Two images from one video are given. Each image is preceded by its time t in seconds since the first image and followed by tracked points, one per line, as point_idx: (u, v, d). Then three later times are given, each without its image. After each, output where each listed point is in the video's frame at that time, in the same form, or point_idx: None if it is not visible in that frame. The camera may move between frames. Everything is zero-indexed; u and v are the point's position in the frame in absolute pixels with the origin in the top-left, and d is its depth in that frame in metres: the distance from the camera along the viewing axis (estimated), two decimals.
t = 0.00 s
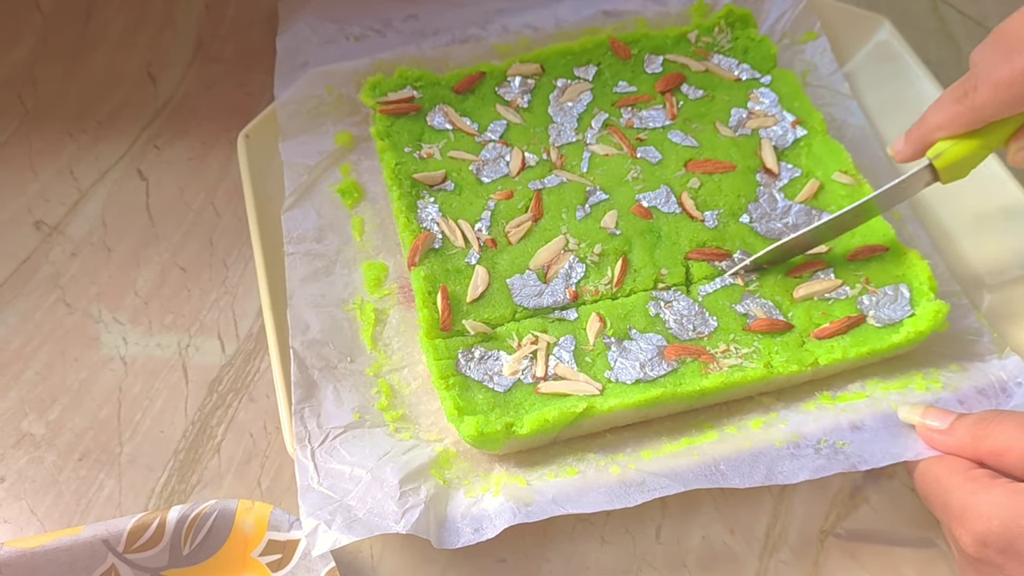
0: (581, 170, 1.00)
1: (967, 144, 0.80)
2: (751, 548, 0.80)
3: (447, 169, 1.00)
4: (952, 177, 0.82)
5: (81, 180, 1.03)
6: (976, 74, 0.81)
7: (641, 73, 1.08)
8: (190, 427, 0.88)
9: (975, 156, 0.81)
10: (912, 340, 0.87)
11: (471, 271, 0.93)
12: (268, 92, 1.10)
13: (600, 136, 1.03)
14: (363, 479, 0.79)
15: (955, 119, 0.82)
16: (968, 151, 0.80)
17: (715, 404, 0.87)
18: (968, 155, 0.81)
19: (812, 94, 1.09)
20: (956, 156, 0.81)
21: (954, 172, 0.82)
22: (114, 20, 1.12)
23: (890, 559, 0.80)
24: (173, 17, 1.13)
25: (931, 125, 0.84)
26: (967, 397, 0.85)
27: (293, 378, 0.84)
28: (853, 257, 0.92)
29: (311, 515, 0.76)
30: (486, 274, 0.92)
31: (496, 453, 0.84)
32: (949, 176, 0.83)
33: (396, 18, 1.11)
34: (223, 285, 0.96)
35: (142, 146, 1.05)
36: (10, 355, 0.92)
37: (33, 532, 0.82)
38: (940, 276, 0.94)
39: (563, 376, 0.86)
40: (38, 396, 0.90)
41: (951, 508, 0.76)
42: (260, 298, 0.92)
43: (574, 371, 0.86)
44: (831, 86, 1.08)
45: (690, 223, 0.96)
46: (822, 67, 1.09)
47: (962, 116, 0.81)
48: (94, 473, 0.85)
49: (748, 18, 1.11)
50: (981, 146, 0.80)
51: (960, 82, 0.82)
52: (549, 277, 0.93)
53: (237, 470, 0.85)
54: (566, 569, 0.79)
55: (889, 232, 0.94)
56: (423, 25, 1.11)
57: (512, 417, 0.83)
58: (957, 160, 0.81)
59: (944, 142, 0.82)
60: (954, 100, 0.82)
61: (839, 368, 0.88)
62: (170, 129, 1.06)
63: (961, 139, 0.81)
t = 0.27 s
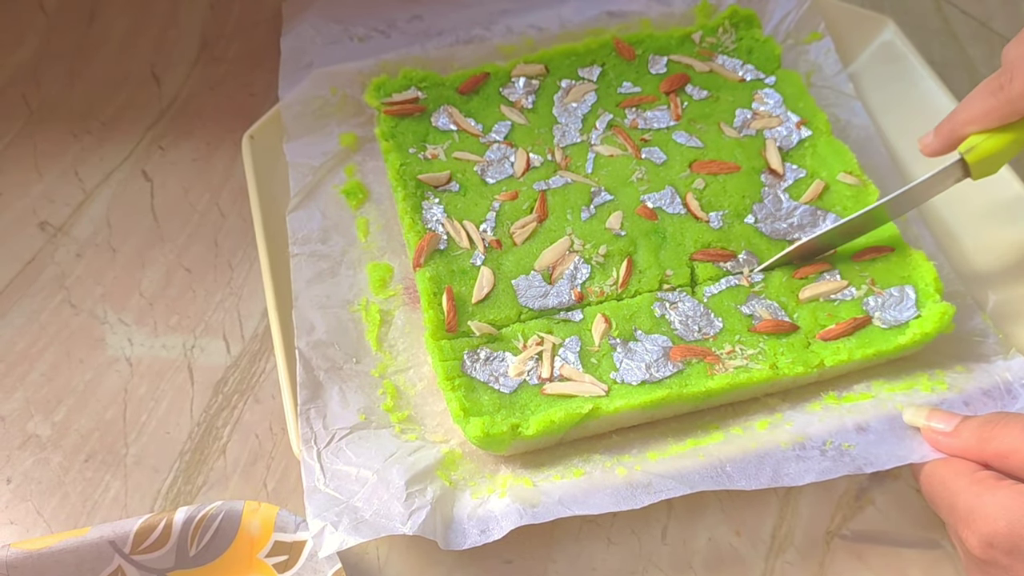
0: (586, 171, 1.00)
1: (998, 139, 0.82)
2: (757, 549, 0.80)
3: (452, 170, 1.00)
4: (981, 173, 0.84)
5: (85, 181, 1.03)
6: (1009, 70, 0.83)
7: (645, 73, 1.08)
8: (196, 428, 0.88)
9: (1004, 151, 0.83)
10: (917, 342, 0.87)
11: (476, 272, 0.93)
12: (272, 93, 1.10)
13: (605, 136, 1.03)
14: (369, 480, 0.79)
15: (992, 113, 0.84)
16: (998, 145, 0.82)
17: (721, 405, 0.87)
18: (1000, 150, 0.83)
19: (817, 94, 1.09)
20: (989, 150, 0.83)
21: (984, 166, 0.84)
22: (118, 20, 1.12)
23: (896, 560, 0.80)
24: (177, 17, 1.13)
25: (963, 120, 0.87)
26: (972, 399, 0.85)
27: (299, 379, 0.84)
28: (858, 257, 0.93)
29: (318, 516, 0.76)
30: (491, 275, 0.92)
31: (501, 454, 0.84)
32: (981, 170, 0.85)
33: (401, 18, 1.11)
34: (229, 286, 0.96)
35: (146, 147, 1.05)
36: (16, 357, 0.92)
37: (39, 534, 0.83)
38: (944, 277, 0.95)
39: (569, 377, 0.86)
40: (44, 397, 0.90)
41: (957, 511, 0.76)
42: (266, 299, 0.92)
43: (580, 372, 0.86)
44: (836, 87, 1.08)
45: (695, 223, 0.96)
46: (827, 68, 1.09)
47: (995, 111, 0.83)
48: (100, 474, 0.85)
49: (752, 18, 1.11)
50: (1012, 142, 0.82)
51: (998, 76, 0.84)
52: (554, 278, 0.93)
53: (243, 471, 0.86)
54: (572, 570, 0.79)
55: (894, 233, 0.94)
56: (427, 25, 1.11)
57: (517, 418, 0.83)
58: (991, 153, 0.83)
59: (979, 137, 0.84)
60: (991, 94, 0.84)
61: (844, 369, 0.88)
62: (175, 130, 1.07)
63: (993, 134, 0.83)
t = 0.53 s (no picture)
0: (587, 173, 1.01)
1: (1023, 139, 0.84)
2: (758, 550, 0.81)
3: (454, 172, 1.00)
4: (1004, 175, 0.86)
5: (88, 183, 1.03)
6: None
7: (646, 76, 1.08)
8: (198, 429, 0.88)
9: None
10: (919, 344, 0.87)
11: (478, 274, 0.93)
12: (274, 95, 1.10)
13: (606, 138, 1.03)
14: (372, 480, 0.79)
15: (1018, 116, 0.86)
16: None
17: (723, 406, 0.87)
18: None
19: (817, 97, 1.09)
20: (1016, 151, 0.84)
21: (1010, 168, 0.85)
22: (121, 23, 1.12)
23: (897, 561, 0.80)
24: (180, 20, 1.13)
25: (987, 122, 0.89)
26: (973, 400, 0.85)
27: (302, 381, 0.84)
28: (860, 259, 0.93)
29: (321, 516, 0.76)
30: (493, 276, 0.92)
31: (504, 455, 0.84)
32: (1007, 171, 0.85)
33: (403, 21, 1.11)
34: (231, 288, 0.97)
35: (149, 149, 1.06)
36: (19, 358, 0.93)
37: (43, 535, 0.83)
38: (947, 279, 0.95)
39: (571, 379, 0.86)
40: (46, 398, 0.90)
41: (960, 511, 0.76)
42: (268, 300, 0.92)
43: (582, 373, 0.86)
44: (837, 89, 1.09)
45: (696, 225, 0.97)
46: (828, 70, 1.10)
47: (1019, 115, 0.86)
48: (103, 475, 0.86)
49: (753, 21, 1.11)
50: None
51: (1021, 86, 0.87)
52: (556, 279, 0.93)
53: (246, 472, 0.86)
54: (574, 570, 0.79)
55: (896, 235, 0.94)
56: (429, 27, 1.11)
57: (520, 419, 0.83)
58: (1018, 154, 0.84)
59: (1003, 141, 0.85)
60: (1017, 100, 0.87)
61: (846, 370, 0.88)
62: (178, 132, 1.07)
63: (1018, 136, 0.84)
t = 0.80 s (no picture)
0: (586, 171, 1.01)
1: None
2: (757, 548, 0.80)
3: (452, 169, 1.00)
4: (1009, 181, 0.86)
5: (86, 181, 1.03)
6: None
7: (645, 74, 1.08)
8: (196, 427, 0.88)
9: None
10: (917, 342, 0.87)
11: (476, 271, 0.93)
12: (273, 93, 1.10)
13: (605, 136, 1.03)
14: (369, 478, 0.79)
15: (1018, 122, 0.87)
16: None
17: (721, 404, 0.87)
18: None
19: (816, 94, 1.09)
20: None
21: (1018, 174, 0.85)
22: (119, 22, 1.12)
23: (895, 558, 0.80)
24: (179, 18, 1.13)
25: (996, 126, 0.88)
26: (971, 398, 0.85)
27: (300, 379, 0.84)
28: (859, 257, 0.93)
29: (319, 514, 0.76)
30: (491, 274, 0.92)
31: (501, 453, 0.84)
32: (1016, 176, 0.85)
33: (401, 19, 1.11)
34: (229, 286, 0.97)
35: (147, 147, 1.06)
36: (17, 356, 0.93)
37: (40, 532, 0.83)
38: (944, 277, 0.95)
39: (569, 376, 0.86)
40: (44, 396, 0.90)
41: (959, 508, 0.76)
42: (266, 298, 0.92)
43: (580, 371, 0.86)
44: (836, 87, 1.08)
45: (695, 223, 0.96)
46: (826, 68, 1.09)
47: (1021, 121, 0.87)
48: (100, 473, 0.86)
49: (752, 19, 1.11)
50: None
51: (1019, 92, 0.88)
52: (554, 277, 0.93)
53: (244, 469, 0.86)
54: (572, 568, 0.79)
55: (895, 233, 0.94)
56: (428, 26, 1.11)
57: (517, 416, 0.83)
58: None
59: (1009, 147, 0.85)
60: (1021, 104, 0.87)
61: (844, 368, 0.88)
62: (176, 130, 1.07)
63: None
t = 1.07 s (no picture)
0: (581, 172, 1.01)
1: None
2: (751, 548, 0.81)
3: (448, 170, 1.00)
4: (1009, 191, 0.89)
5: (83, 181, 1.03)
6: None
7: (641, 75, 1.08)
8: (192, 428, 0.88)
9: None
10: (912, 344, 0.87)
11: (472, 272, 0.93)
12: (269, 94, 1.10)
13: (601, 137, 1.03)
14: (365, 479, 0.80)
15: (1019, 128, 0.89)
16: None
17: (716, 404, 0.87)
18: None
19: (812, 95, 1.09)
20: None
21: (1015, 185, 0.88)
22: (116, 22, 1.12)
23: (889, 559, 0.80)
24: (175, 19, 1.13)
25: (998, 130, 0.90)
26: (965, 398, 0.85)
27: (295, 380, 0.85)
28: (854, 258, 0.93)
29: (313, 514, 0.76)
30: (487, 275, 0.92)
31: (496, 453, 0.85)
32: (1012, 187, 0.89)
33: (398, 20, 1.12)
34: (226, 286, 0.97)
35: (144, 148, 1.06)
36: (13, 357, 0.93)
37: (36, 533, 0.83)
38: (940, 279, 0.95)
39: (564, 377, 0.86)
40: (41, 396, 0.90)
41: (950, 508, 0.76)
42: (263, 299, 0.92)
43: (575, 372, 0.86)
44: (831, 88, 1.08)
45: (690, 224, 0.97)
46: (822, 69, 1.09)
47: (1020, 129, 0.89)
48: (97, 473, 0.86)
49: (748, 20, 1.11)
50: None
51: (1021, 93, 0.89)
52: (550, 278, 0.93)
53: (239, 470, 0.86)
54: (567, 569, 0.79)
55: (890, 234, 0.94)
56: (424, 27, 1.12)
57: (513, 417, 0.83)
58: None
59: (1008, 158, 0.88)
60: None
61: (839, 369, 0.88)
62: (173, 131, 1.07)
63: None
